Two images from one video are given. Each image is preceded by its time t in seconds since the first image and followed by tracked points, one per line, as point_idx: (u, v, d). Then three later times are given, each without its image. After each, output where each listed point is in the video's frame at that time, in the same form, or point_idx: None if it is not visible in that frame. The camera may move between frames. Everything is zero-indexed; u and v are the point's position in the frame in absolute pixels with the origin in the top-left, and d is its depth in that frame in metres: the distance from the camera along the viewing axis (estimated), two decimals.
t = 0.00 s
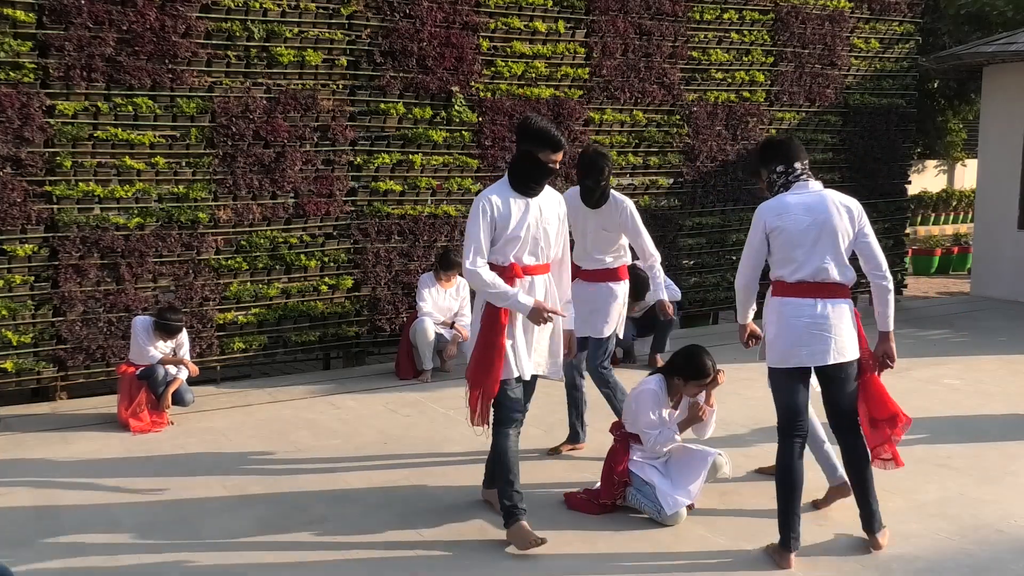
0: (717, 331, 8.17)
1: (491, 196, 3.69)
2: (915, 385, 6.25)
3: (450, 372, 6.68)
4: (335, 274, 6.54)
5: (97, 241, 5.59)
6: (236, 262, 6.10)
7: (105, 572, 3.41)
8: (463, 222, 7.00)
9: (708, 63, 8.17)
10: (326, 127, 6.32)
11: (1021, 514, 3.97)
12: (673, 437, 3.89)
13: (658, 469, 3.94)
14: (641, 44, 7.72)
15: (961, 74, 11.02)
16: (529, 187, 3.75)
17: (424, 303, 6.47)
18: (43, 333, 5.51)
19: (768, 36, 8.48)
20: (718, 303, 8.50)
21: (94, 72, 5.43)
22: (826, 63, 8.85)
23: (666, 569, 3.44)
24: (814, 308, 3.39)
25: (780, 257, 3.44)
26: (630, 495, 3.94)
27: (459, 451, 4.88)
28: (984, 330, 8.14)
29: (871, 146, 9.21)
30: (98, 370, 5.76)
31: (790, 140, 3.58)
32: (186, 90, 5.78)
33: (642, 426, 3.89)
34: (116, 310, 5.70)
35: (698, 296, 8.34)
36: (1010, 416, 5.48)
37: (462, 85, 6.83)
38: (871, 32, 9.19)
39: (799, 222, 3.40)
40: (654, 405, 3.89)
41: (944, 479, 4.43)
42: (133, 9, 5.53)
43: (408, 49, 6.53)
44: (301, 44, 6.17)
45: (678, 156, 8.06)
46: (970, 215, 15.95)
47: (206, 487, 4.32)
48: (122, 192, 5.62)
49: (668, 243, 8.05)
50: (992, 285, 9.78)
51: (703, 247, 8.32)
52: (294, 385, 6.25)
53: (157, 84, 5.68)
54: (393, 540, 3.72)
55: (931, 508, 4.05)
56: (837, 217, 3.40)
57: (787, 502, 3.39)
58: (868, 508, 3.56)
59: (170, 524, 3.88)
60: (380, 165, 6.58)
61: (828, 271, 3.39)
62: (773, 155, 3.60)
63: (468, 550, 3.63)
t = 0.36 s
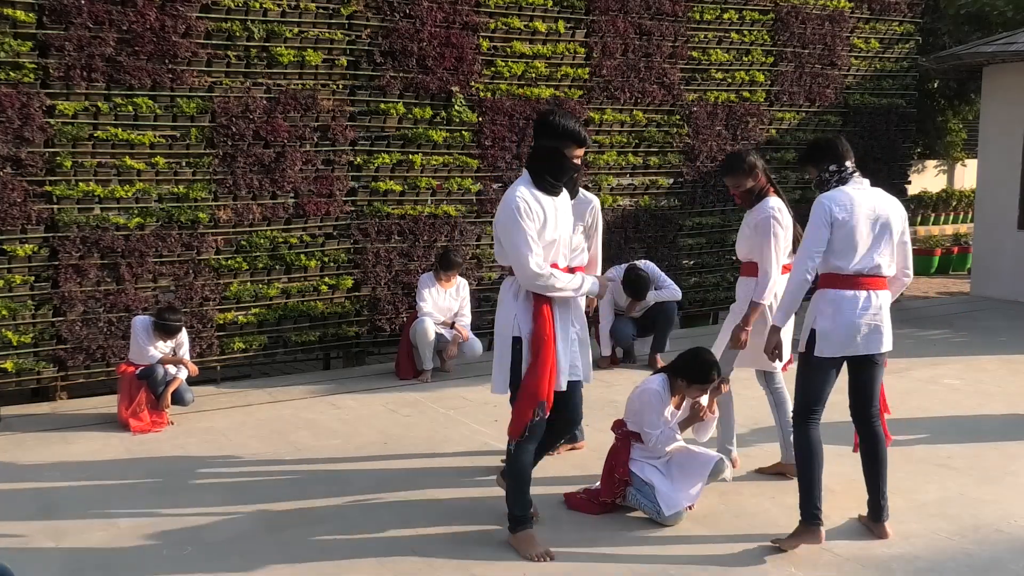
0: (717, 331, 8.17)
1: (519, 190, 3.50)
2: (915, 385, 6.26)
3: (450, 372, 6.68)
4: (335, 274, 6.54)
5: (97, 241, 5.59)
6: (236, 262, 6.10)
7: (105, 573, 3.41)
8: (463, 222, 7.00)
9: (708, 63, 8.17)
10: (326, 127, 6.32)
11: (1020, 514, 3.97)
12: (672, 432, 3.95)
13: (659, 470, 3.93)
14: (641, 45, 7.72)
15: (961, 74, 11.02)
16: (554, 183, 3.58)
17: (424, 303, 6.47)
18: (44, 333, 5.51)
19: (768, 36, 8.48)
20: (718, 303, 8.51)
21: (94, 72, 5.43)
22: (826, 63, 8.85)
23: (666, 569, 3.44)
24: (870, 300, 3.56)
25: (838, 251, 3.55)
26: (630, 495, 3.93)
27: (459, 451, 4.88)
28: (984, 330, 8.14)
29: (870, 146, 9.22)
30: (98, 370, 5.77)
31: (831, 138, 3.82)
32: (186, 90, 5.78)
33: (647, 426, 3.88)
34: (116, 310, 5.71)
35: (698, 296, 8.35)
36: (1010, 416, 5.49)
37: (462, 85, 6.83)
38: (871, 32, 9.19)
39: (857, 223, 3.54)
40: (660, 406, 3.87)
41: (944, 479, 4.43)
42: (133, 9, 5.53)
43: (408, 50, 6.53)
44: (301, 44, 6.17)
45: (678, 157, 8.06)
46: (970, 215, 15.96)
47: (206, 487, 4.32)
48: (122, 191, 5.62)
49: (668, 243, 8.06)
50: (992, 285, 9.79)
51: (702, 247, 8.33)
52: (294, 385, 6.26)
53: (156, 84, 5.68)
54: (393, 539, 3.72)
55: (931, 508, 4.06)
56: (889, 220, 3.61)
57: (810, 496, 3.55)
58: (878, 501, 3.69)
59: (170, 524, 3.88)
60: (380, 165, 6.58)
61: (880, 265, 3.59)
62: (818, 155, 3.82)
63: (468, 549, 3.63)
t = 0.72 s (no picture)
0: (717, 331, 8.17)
1: (579, 193, 3.32)
2: (915, 385, 6.25)
3: (450, 373, 6.68)
4: (335, 274, 6.54)
5: (97, 241, 5.59)
6: (236, 262, 6.10)
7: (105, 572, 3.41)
8: (463, 221, 7.00)
9: (708, 63, 8.17)
10: (326, 127, 6.32)
11: (1020, 513, 3.97)
12: (679, 438, 3.90)
13: (659, 470, 3.93)
14: (641, 45, 7.72)
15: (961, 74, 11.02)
16: (611, 188, 3.40)
17: (424, 303, 6.47)
18: (44, 333, 5.51)
19: (768, 36, 8.48)
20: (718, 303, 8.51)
21: (95, 72, 5.43)
22: (826, 63, 8.85)
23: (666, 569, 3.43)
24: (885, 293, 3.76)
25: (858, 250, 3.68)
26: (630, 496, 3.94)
27: (459, 452, 4.88)
28: (984, 330, 8.14)
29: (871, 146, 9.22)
30: (98, 370, 5.76)
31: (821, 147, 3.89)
32: (186, 90, 5.78)
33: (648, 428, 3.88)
34: (116, 310, 5.71)
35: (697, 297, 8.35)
36: (1011, 416, 5.48)
37: (462, 85, 6.83)
38: (871, 32, 9.19)
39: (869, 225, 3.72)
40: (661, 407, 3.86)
41: (945, 479, 4.43)
42: (133, 9, 5.53)
43: (408, 49, 6.53)
44: (301, 44, 6.17)
45: (678, 157, 8.06)
46: (970, 215, 15.96)
47: (206, 487, 4.32)
48: (122, 192, 5.62)
49: (668, 243, 8.05)
50: (992, 285, 9.79)
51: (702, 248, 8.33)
52: (294, 385, 6.25)
53: (157, 84, 5.68)
54: (393, 540, 3.72)
55: (932, 508, 4.06)
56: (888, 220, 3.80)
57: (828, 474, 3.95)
58: (879, 499, 3.70)
59: (170, 523, 3.88)
60: (380, 165, 6.58)
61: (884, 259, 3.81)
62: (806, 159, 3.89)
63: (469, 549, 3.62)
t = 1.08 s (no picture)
0: (717, 331, 8.17)
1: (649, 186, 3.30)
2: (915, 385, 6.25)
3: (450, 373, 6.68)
4: (335, 274, 6.54)
5: (97, 241, 5.59)
6: (236, 262, 6.10)
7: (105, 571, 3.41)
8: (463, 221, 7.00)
9: (708, 63, 8.17)
10: (326, 127, 6.32)
11: (1021, 514, 3.97)
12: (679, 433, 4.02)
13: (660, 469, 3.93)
14: (641, 44, 7.72)
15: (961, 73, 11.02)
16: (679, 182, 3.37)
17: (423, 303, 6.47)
18: (44, 333, 5.51)
19: (768, 36, 8.48)
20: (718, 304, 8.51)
21: (95, 72, 5.43)
22: (826, 63, 8.85)
23: (666, 569, 3.44)
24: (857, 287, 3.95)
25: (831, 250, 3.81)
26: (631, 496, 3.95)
27: (459, 452, 4.88)
28: (984, 330, 8.14)
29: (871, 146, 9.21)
30: (98, 370, 5.77)
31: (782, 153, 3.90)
32: (186, 90, 5.79)
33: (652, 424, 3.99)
34: (116, 310, 5.71)
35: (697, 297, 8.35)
36: (1011, 416, 5.48)
37: (462, 85, 6.83)
38: (871, 32, 9.19)
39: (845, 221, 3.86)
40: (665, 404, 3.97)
41: (945, 479, 4.43)
42: (133, 9, 5.54)
43: (408, 49, 6.54)
44: (301, 44, 6.17)
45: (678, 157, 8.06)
46: (970, 215, 15.96)
47: (206, 487, 4.32)
48: (122, 192, 5.62)
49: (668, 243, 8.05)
50: (993, 285, 9.78)
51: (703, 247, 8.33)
52: (294, 385, 6.26)
53: (157, 84, 5.68)
54: (393, 539, 3.72)
55: (932, 508, 4.06)
56: (855, 213, 3.96)
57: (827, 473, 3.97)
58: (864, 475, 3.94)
59: (170, 523, 3.88)
60: (380, 165, 6.58)
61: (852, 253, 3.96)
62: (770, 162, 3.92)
63: (469, 548, 3.63)
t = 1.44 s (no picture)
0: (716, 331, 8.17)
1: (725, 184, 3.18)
2: (915, 385, 6.25)
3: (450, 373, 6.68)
4: (335, 274, 6.54)
5: (97, 241, 5.59)
6: (236, 262, 6.10)
7: (106, 571, 3.41)
8: (463, 222, 7.00)
9: (708, 63, 8.17)
10: (326, 127, 6.32)
11: (1021, 514, 3.97)
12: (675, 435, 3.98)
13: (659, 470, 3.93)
14: (641, 44, 7.72)
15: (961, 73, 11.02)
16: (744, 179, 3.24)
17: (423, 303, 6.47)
18: (43, 333, 5.51)
19: (768, 37, 8.48)
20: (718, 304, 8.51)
21: (94, 72, 5.43)
22: (826, 63, 8.85)
23: (666, 569, 3.43)
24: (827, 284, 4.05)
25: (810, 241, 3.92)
26: (630, 496, 3.94)
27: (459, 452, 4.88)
28: (985, 331, 8.13)
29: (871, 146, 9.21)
30: (98, 370, 5.76)
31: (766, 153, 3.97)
32: (186, 90, 5.79)
33: (646, 425, 3.92)
34: (116, 310, 5.71)
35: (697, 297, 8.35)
36: (1011, 416, 5.48)
37: (462, 85, 6.83)
38: (871, 32, 9.19)
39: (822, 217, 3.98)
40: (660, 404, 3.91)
41: (945, 479, 4.43)
42: (133, 9, 5.54)
43: (408, 49, 6.54)
44: (301, 44, 6.17)
45: (678, 157, 8.06)
46: (970, 215, 15.97)
47: (206, 487, 4.32)
48: (122, 191, 5.62)
49: (668, 243, 8.05)
50: (993, 286, 9.79)
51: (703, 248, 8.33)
52: (294, 385, 6.26)
53: (157, 84, 5.68)
54: (393, 539, 3.71)
55: (932, 508, 4.06)
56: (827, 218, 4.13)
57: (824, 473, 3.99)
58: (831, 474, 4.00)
59: (170, 523, 3.88)
60: (380, 165, 6.58)
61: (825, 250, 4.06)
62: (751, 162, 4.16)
63: (468, 548, 3.62)
